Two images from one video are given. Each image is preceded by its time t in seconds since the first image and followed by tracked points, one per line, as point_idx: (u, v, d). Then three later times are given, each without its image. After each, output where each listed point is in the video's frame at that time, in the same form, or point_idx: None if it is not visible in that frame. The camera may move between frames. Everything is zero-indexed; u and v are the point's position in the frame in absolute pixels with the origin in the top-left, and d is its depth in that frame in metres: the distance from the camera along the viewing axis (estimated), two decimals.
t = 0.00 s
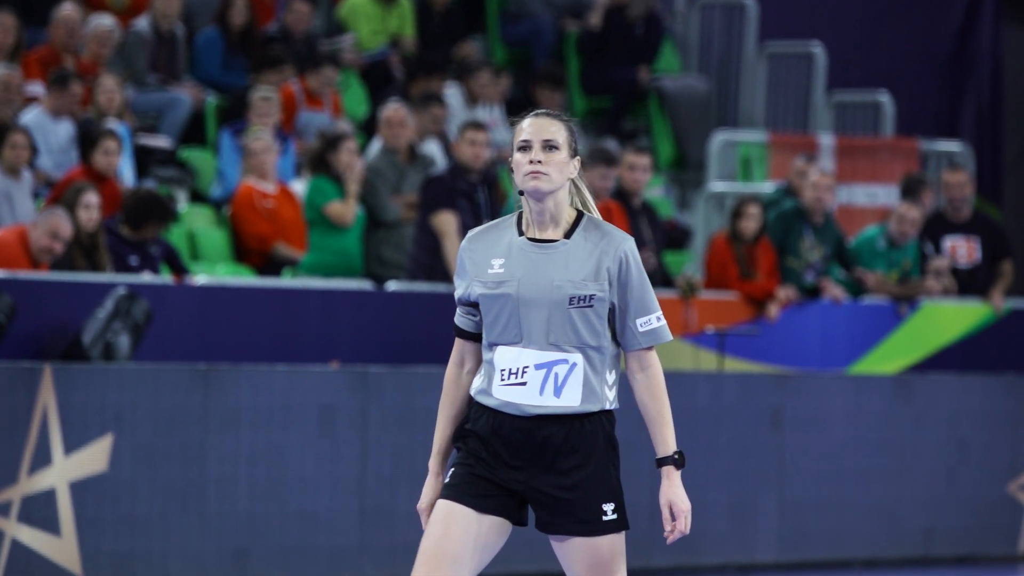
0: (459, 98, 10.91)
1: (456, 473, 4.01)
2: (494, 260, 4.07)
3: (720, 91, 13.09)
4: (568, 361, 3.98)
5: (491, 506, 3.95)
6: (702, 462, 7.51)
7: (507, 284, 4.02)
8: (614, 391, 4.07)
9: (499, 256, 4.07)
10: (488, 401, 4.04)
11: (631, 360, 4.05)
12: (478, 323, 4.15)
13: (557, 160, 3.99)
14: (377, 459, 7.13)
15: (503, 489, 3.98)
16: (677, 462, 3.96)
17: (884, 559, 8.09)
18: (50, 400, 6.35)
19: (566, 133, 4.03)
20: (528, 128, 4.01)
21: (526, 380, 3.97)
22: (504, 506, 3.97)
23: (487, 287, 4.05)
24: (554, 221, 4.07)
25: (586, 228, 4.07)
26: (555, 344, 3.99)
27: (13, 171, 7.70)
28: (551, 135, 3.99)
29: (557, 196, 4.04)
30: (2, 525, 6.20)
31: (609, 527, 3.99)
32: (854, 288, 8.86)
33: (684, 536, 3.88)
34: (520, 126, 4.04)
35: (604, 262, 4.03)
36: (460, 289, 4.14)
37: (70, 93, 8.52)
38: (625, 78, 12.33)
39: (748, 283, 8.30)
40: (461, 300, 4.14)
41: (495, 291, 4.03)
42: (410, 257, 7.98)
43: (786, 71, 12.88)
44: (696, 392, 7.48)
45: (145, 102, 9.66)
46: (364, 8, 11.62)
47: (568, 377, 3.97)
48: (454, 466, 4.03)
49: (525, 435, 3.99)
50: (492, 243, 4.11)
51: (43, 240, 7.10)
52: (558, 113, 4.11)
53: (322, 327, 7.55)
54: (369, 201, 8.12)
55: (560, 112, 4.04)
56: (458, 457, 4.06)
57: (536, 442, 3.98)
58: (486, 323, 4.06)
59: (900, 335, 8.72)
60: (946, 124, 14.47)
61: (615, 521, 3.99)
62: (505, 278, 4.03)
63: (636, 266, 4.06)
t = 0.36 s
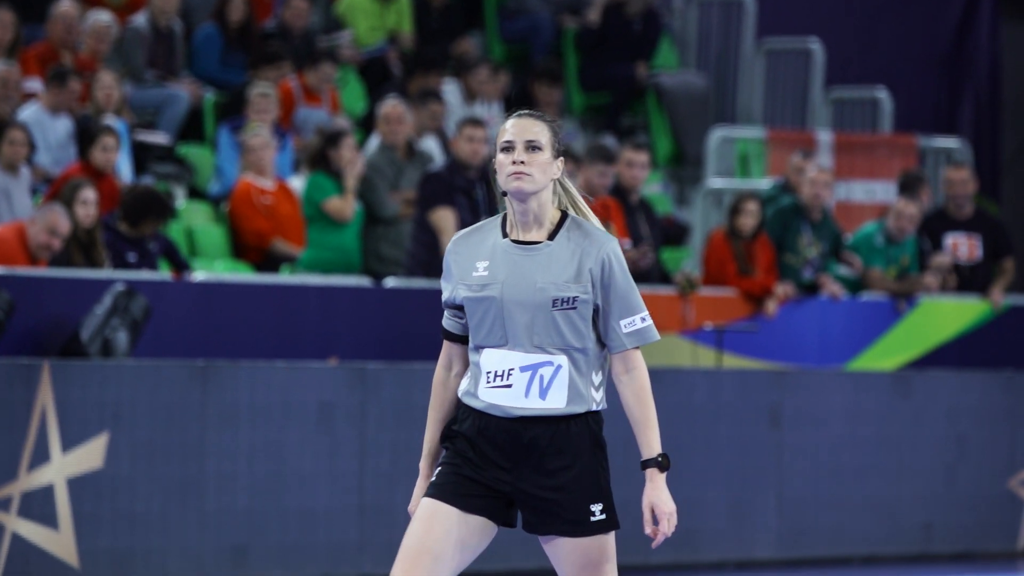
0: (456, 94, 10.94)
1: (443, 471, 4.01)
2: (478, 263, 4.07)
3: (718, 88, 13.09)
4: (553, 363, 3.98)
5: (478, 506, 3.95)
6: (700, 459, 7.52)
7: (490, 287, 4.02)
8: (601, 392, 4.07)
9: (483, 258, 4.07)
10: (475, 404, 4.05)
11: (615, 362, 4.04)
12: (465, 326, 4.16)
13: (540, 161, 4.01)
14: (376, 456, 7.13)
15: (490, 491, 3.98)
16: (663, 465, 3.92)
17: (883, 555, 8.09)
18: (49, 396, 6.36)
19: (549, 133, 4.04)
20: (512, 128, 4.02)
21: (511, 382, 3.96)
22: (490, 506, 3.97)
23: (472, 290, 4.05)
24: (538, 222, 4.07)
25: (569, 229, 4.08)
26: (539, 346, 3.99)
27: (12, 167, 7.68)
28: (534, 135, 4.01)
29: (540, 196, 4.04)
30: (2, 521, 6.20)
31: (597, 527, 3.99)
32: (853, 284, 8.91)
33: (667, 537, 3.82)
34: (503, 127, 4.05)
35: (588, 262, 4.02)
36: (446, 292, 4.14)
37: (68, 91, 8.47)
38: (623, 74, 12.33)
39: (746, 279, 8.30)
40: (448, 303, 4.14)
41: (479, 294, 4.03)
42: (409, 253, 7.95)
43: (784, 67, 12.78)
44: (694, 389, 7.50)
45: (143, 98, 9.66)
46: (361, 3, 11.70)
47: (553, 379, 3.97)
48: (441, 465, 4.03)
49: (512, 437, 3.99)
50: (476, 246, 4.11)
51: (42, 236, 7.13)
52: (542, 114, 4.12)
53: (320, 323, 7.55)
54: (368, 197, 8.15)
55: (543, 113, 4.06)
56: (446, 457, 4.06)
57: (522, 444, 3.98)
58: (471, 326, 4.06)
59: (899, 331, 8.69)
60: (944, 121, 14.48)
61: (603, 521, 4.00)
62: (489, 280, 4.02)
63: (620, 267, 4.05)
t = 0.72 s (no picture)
0: (458, 92, 10.92)
1: (431, 474, 4.03)
2: (463, 267, 4.07)
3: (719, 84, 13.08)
4: (538, 366, 3.99)
5: (464, 508, 3.98)
6: (700, 456, 7.53)
7: (475, 291, 4.02)
8: (587, 394, 4.08)
9: (467, 263, 4.07)
10: (462, 407, 4.07)
11: (596, 365, 4.02)
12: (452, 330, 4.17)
13: (524, 163, 4.01)
14: (377, 452, 7.14)
15: (476, 492, 4.01)
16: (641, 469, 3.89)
17: (884, 552, 8.10)
18: (50, 392, 6.37)
19: (532, 136, 4.05)
20: (495, 132, 4.04)
21: (497, 386, 3.98)
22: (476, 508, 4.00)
23: (456, 294, 4.05)
24: (523, 225, 4.07)
25: (553, 232, 4.07)
26: (524, 350, 3.99)
27: (13, 164, 7.66)
28: (517, 138, 4.01)
29: (525, 198, 4.04)
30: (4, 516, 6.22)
31: (585, 529, 4.00)
32: (855, 281, 8.93)
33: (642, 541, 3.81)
34: (487, 130, 4.07)
35: (570, 265, 4.03)
36: (433, 296, 4.15)
37: (70, 88, 8.45)
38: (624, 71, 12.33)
39: (747, 277, 8.28)
40: (435, 307, 4.15)
41: (464, 298, 4.03)
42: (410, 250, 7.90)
43: (785, 64, 12.82)
44: (695, 386, 7.51)
45: (145, 95, 9.61)
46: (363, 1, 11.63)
47: (538, 382, 3.99)
48: (427, 468, 4.05)
49: (498, 439, 4.02)
50: (460, 251, 4.12)
51: (42, 233, 7.11)
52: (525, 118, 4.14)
53: (320, 317, 7.55)
54: (369, 194, 8.10)
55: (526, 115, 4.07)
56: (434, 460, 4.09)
57: (509, 446, 4.01)
58: (457, 330, 4.07)
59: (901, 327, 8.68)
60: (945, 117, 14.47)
61: (591, 523, 4.01)
62: (473, 284, 4.03)
63: (603, 268, 4.05)
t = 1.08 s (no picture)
0: (460, 89, 10.88)
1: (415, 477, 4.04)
2: (445, 271, 4.07)
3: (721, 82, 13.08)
4: (521, 370, 3.98)
5: (450, 510, 3.98)
6: (701, 454, 7.54)
7: (456, 295, 4.02)
8: (571, 398, 4.07)
9: (450, 267, 4.07)
10: (447, 412, 4.08)
11: (574, 368, 3.95)
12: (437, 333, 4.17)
13: (505, 167, 3.97)
14: (379, 450, 7.14)
15: (460, 495, 4.01)
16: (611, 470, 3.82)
17: (885, 550, 8.10)
18: (52, 389, 6.37)
19: (514, 139, 4.00)
20: (475, 135, 3.98)
21: (480, 390, 3.98)
22: (460, 510, 4.00)
23: (439, 299, 4.05)
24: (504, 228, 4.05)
25: (535, 236, 4.04)
26: (506, 353, 3.99)
27: (15, 162, 7.66)
28: (499, 142, 3.96)
29: (506, 202, 4.01)
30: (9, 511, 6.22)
31: (570, 533, 4.00)
32: (857, 279, 8.90)
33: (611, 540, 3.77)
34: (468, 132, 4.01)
35: (550, 267, 3.99)
36: (417, 301, 4.16)
37: (72, 86, 8.42)
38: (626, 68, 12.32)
39: (749, 274, 8.26)
40: (419, 312, 4.16)
41: (446, 302, 4.03)
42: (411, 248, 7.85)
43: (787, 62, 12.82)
44: (697, 384, 7.51)
45: (146, 93, 9.64)
46: None
47: (521, 386, 3.98)
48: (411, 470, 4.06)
49: (482, 443, 4.01)
50: (443, 256, 4.11)
51: (44, 231, 7.12)
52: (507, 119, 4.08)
53: (322, 314, 7.58)
54: (370, 192, 8.07)
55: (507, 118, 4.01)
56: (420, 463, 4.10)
57: (492, 450, 4.01)
58: (440, 334, 4.07)
59: (903, 325, 8.69)
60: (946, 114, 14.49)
61: (576, 527, 4.00)
62: (454, 289, 4.02)
63: (583, 270, 3.99)
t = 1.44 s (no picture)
0: (464, 86, 10.86)
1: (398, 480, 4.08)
2: (426, 275, 4.07)
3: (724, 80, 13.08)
4: (501, 373, 4.00)
5: (433, 511, 4.01)
6: (705, 452, 7.54)
7: (436, 299, 4.03)
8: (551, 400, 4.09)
9: (430, 271, 4.08)
10: (430, 416, 4.11)
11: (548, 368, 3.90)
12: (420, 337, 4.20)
13: (484, 170, 3.96)
14: (382, 448, 7.14)
15: (443, 496, 4.04)
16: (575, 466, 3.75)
17: (889, 548, 8.10)
18: (56, 388, 6.38)
19: (494, 143, 4.00)
20: (455, 138, 3.98)
21: (462, 394, 4.01)
22: (443, 509, 4.03)
23: (419, 302, 4.07)
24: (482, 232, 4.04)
25: (515, 238, 4.03)
26: (485, 357, 4.01)
27: (19, 160, 7.64)
28: (478, 145, 3.96)
29: (485, 205, 4.01)
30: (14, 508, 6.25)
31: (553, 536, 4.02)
32: (861, 277, 8.90)
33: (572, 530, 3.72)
34: (448, 135, 4.01)
35: (526, 272, 3.98)
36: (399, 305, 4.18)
37: (76, 85, 8.35)
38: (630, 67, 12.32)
39: (753, 272, 8.23)
40: (401, 316, 4.18)
41: (426, 306, 4.05)
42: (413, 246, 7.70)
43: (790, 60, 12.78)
44: (700, 382, 7.52)
45: (150, 91, 9.58)
46: None
47: (502, 389, 4.00)
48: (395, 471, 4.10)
49: (465, 447, 4.05)
50: (424, 259, 4.12)
51: (47, 229, 7.13)
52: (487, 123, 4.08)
53: (326, 315, 7.65)
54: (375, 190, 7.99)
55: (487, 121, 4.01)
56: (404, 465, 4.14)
57: (474, 455, 4.04)
58: (421, 338, 4.10)
59: (906, 323, 8.69)
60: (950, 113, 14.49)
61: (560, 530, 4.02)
62: (434, 293, 4.04)
63: (560, 272, 3.96)
